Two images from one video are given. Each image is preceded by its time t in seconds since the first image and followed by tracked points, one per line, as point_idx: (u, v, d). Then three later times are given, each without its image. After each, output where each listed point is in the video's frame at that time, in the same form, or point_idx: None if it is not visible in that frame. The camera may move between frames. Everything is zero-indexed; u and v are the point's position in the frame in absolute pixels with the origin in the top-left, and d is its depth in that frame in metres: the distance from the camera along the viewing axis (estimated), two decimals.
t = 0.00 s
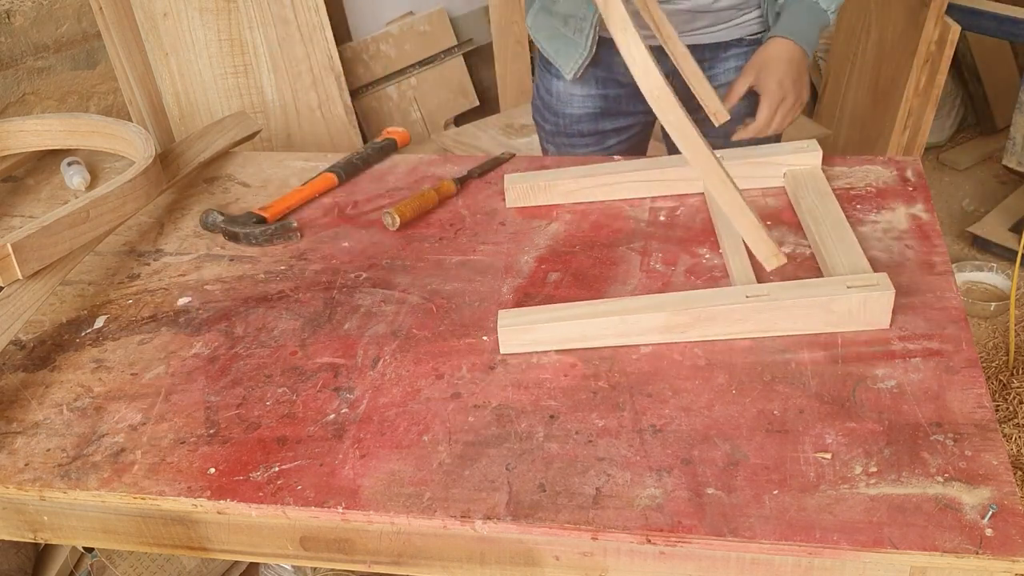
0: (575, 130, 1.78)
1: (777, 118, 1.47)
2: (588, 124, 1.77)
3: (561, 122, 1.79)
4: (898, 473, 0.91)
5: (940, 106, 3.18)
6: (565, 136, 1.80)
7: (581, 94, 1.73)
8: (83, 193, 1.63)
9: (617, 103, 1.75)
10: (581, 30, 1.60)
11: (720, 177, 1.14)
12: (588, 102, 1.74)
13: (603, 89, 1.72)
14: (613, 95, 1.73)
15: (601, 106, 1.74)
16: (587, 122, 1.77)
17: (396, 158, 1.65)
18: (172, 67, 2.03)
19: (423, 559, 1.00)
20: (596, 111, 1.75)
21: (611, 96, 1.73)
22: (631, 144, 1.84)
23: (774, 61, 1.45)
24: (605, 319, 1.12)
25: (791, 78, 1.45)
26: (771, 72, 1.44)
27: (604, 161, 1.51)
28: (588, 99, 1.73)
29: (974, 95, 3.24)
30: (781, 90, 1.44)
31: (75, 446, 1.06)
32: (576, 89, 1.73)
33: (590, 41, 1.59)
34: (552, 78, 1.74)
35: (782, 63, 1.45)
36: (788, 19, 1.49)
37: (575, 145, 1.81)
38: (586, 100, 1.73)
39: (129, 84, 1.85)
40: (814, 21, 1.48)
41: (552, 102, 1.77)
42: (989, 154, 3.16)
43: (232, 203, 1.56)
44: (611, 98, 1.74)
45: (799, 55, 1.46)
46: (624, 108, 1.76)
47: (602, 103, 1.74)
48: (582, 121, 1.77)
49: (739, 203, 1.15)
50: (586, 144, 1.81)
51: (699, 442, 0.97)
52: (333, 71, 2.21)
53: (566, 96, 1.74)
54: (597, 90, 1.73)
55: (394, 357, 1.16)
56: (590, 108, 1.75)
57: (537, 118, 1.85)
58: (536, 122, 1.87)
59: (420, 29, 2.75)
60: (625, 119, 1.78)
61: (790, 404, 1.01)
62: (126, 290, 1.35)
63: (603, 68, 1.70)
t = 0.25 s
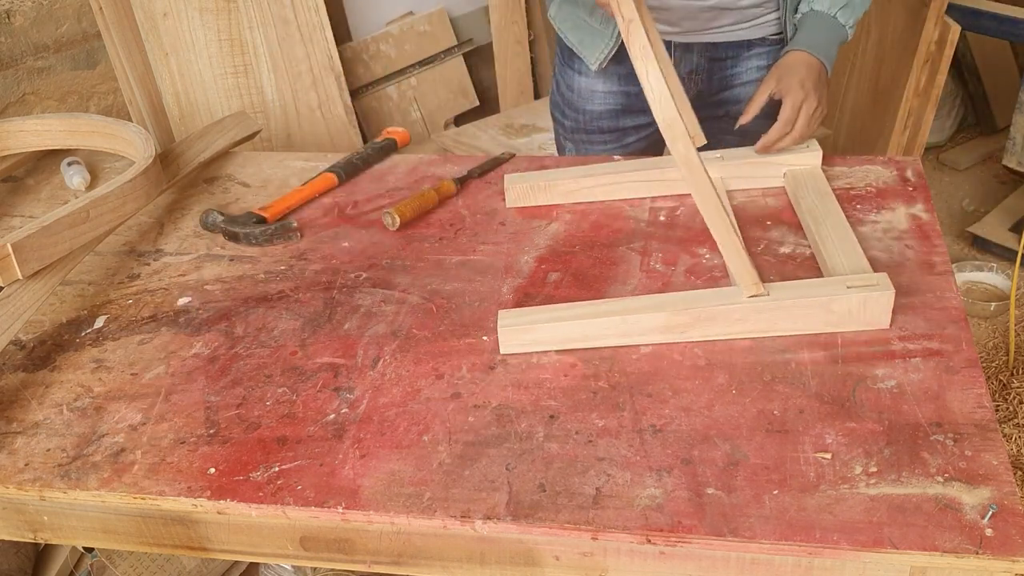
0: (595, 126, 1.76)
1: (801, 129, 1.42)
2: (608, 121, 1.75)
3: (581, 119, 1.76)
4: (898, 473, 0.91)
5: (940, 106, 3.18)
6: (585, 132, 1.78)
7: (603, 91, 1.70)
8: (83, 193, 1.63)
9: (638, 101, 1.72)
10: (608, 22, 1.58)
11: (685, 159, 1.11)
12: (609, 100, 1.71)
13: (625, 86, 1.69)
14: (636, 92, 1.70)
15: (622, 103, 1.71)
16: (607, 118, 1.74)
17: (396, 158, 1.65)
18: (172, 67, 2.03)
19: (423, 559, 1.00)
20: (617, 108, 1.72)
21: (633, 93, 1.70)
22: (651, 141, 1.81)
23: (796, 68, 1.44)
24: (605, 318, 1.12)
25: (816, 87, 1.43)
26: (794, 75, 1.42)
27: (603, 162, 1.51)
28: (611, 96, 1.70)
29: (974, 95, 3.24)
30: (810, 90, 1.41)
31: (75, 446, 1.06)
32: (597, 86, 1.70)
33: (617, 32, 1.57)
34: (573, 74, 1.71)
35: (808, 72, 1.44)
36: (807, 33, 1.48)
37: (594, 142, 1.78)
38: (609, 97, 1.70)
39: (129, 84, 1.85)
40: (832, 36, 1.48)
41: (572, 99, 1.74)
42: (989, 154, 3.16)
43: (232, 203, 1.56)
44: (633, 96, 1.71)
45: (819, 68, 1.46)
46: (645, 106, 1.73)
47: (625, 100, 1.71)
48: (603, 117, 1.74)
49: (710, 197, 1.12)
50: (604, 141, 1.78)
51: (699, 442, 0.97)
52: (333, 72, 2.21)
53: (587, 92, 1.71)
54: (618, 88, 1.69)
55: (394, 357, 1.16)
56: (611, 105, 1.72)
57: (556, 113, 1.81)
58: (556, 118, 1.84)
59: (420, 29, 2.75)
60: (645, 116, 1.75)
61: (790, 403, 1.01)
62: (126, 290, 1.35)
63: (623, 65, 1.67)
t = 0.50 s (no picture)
0: (593, 120, 1.74)
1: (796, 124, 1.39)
2: (606, 114, 1.73)
3: (579, 112, 1.74)
4: (898, 473, 0.91)
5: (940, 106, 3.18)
6: (583, 125, 1.76)
7: (602, 83, 1.69)
8: (83, 193, 1.63)
9: (637, 95, 1.71)
10: (620, 11, 1.55)
11: (766, 140, 1.03)
12: (608, 92, 1.70)
13: (624, 80, 1.68)
14: (635, 86, 1.69)
15: (621, 96, 1.70)
16: (605, 111, 1.73)
17: (396, 158, 1.65)
18: (172, 67, 2.04)
19: (423, 559, 1.00)
20: (616, 102, 1.71)
21: (632, 87, 1.69)
22: (647, 136, 1.80)
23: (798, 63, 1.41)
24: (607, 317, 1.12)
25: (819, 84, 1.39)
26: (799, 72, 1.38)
27: (603, 162, 1.51)
28: (610, 89, 1.69)
29: (974, 95, 3.24)
30: (811, 84, 1.37)
31: (75, 446, 1.06)
32: (597, 78, 1.68)
33: (630, 21, 1.55)
34: (574, 65, 1.70)
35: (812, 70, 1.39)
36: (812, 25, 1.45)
37: (592, 136, 1.77)
38: (608, 90, 1.69)
39: (129, 84, 1.85)
40: (836, 31, 1.45)
41: (571, 91, 1.73)
42: (989, 154, 3.16)
43: (232, 203, 1.56)
44: (632, 90, 1.70)
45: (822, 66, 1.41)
46: (644, 100, 1.72)
47: (623, 93, 1.70)
48: (602, 111, 1.73)
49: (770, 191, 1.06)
50: (602, 136, 1.77)
51: (699, 442, 0.97)
52: (333, 72, 2.20)
53: (586, 84, 1.70)
54: (618, 81, 1.68)
55: (394, 357, 1.16)
56: (610, 98, 1.70)
57: (557, 106, 1.80)
58: (555, 112, 1.83)
59: (420, 29, 2.75)
60: (644, 110, 1.74)
61: (790, 404, 1.01)
62: (126, 290, 1.35)
63: (624, 58, 1.65)
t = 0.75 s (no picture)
0: (601, 120, 1.74)
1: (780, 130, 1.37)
2: (613, 115, 1.73)
3: (586, 112, 1.74)
4: (898, 473, 0.91)
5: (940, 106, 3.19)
6: (590, 126, 1.76)
7: (609, 83, 1.69)
8: (83, 193, 1.63)
9: (645, 94, 1.71)
10: (630, 9, 1.55)
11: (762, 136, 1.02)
12: (616, 92, 1.69)
13: (632, 79, 1.68)
14: (642, 85, 1.70)
15: (628, 96, 1.70)
16: (612, 112, 1.73)
17: (396, 158, 1.65)
18: (172, 67, 2.04)
19: (423, 559, 1.00)
20: (624, 102, 1.71)
21: (639, 86, 1.69)
22: (653, 137, 1.80)
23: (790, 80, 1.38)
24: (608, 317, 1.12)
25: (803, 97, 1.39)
26: (786, 81, 1.35)
27: (604, 161, 1.51)
28: (618, 88, 1.69)
29: (974, 95, 3.24)
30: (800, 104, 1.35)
31: (75, 446, 1.06)
32: (604, 78, 1.68)
33: (641, 18, 1.55)
34: (581, 65, 1.70)
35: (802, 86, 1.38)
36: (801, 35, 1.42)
37: (599, 136, 1.77)
38: (616, 89, 1.69)
39: (129, 84, 1.84)
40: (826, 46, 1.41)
41: (578, 91, 1.73)
42: (989, 154, 3.16)
43: (232, 203, 1.56)
44: (640, 89, 1.70)
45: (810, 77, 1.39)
46: (652, 99, 1.72)
47: (631, 93, 1.70)
48: (609, 111, 1.73)
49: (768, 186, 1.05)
50: (608, 136, 1.77)
51: (699, 442, 0.97)
52: (333, 72, 2.20)
53: (594, 84, 1.70)
54: (626, 80, 1.68)
55: (394, 357, 1.16)
56: (617, 98, 1.70)
57: (561, 108, 1.80)
58: (559, 114, 1.82)
59: (420, 29, 2.75)
60: (651, 109, 1.74)
61: (790, 404, 1.01)
62: (126, 290, 1.35)
63: (632, 57, 1.65)
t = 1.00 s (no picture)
0: (597, 121, 1.74)
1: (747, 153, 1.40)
2: (609, 116, 1.73)
3: (582, 114, 1.74)
4: (898, 473, 0.91)
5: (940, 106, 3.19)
6: (586, 127, 1.76)
7: (604, 84, 1.69)
8: (83, 193, 1.63)
9: (640, 96, 1.71)
10: (620, 7, 1.55)
11: (777, 132, 1.04)
12: (611, 93, 1.69)
13: (627, 80, 1.68)
14: (637, 87, 1.69)
15: (624, 97, 1.70)
16: (608, 113, 1.73)
17: (396, 158, 1.65)
18: (172, 67, 2.04)
19: (423, 559, 1.00)
20: (619, 103, 1.71)
21: (635, 88, 1.69)
22: (649, 138, 1.81)
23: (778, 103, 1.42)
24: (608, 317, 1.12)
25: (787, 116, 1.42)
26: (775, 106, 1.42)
27: (603, 161, 1.51)
28: (613, 90, 1.69)
29: (974, 95, 3.24)
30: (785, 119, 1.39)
31: (75, 446, 1.06)
32: (599, 79, 1.68)
33: (630, 16, 1.54)
34: (576, 67, 1.70)
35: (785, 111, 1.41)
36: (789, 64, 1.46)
37: (595, 137, 1.77)
38: (611, 91, 1.69)
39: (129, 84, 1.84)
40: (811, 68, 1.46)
41: (574, 92, 1.73)
42: (989, 154, 3.16)
43: (232, 203, 1.56)
44: (635, 91, 1.70)
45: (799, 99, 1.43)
46: (647, 101, 1.72)
47: (626, 94, 1.70)
48: (605, 112, 1.72)
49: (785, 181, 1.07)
50: (605, 138, 1.77)
51: (699, 442, 0.97)
52: (334, 72, 2.20)
53: (589, 85, 1.70)
54: (621, 81, 1.68)
55: (394, 357, 1.16)
56: (613, 99, 1.70)
57: (558, 109, 1.80)
58: (556, 115, 1.82)
59: (420, 29, 2.75)
60: (647, 111, 1.74)
61: (790, 404, 1.01)
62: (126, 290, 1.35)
63: (626, 58, 1.65)
